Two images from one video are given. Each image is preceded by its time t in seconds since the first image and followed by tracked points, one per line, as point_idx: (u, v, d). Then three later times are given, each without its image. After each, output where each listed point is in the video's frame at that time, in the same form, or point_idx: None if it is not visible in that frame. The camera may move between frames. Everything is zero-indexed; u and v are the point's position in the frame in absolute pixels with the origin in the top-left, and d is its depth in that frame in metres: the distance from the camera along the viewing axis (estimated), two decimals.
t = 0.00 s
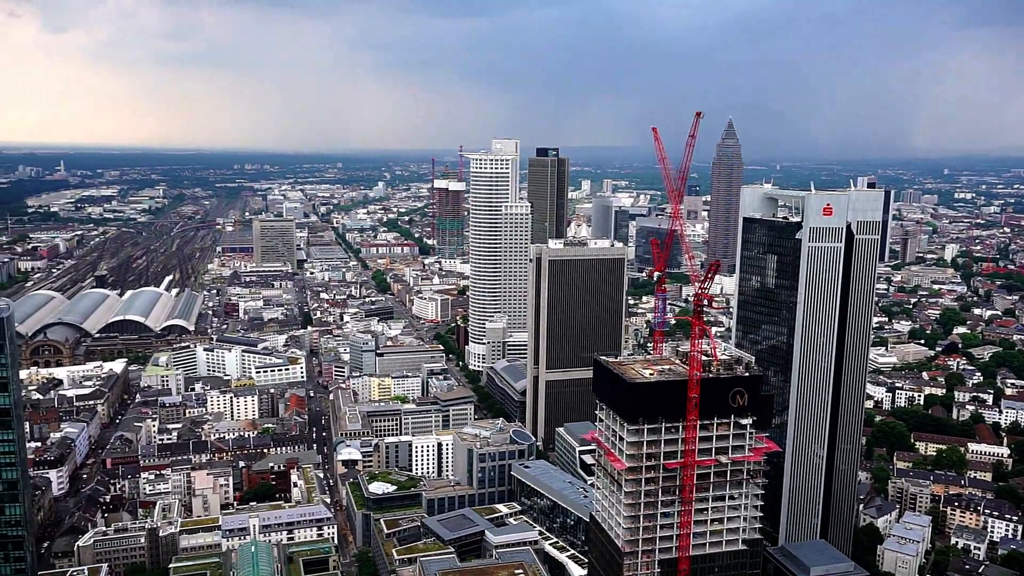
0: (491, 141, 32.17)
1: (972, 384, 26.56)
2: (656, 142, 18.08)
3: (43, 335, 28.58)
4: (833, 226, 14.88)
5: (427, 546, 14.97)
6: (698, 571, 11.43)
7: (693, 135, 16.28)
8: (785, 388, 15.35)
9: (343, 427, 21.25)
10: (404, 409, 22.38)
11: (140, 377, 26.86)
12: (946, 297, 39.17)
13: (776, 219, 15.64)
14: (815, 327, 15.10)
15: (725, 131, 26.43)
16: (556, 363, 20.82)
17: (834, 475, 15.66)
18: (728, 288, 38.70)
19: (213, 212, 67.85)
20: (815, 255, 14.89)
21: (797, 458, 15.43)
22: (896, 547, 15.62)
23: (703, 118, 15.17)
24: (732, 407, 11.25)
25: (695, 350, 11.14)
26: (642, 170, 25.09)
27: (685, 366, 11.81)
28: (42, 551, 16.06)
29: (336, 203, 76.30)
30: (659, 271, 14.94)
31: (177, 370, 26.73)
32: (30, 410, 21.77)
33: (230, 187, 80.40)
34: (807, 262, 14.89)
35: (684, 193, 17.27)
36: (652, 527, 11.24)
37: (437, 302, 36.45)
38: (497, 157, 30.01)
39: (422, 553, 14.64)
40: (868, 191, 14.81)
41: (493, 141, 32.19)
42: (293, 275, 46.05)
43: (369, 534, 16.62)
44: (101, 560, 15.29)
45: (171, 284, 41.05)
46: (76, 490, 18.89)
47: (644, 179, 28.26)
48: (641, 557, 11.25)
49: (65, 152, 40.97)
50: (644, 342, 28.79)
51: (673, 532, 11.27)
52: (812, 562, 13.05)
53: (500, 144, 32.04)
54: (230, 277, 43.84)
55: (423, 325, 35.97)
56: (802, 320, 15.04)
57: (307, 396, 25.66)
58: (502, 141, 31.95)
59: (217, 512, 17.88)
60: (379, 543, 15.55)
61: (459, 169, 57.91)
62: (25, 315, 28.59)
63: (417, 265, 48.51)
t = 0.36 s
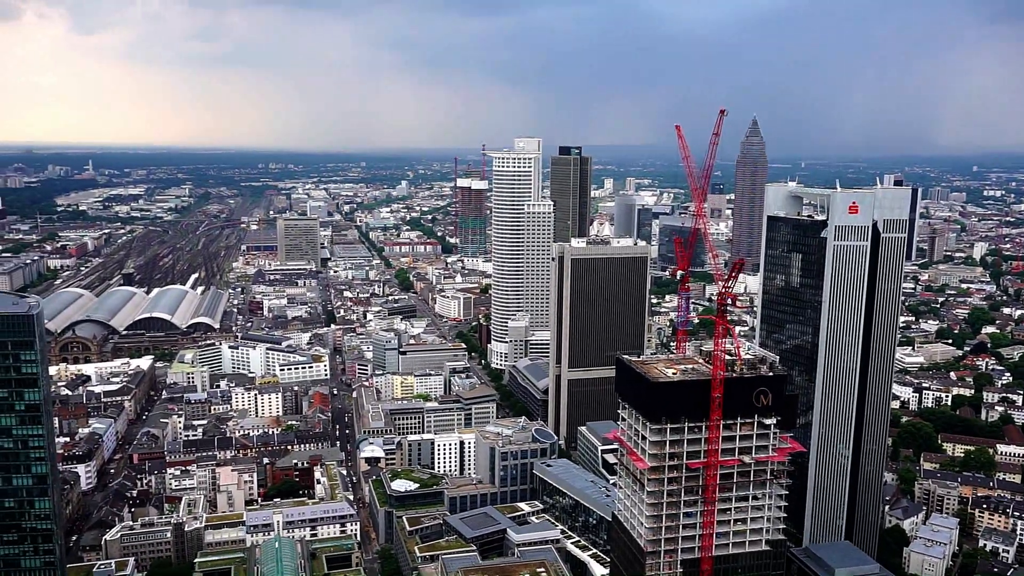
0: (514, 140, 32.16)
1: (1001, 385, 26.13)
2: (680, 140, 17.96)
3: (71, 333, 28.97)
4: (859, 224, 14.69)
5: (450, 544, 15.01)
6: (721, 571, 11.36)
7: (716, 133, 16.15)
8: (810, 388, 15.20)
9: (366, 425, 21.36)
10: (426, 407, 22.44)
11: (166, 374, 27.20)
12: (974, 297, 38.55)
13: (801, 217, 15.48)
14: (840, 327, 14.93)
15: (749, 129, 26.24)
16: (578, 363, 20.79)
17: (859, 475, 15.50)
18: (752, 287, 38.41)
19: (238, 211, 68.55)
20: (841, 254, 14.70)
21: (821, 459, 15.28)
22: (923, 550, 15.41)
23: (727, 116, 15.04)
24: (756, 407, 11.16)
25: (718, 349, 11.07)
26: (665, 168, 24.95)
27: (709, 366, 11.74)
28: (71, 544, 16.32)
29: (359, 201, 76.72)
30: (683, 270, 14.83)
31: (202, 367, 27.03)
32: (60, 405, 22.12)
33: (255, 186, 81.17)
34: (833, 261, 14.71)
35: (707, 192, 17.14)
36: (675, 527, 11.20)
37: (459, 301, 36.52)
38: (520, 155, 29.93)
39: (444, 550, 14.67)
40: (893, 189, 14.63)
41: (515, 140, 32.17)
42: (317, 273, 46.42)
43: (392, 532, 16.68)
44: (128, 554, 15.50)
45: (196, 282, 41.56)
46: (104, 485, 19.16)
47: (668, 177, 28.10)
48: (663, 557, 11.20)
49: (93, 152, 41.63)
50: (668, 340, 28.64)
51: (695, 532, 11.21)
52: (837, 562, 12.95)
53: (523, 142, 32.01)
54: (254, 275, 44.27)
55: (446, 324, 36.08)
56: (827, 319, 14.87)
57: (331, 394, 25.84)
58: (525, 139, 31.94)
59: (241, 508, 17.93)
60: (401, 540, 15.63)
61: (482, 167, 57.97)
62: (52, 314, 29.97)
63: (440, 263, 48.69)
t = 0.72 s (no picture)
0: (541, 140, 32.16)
1: None
2: (709, 139, 17.80)
3: (104, 329, 29.43)
4: (891, 225, 14.45)
5: (475, 543, 15.01)
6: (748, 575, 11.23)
7: (746, 132, 15.98)
8: (839, 391, 14.98)
9: (392, 423, 21.44)
10: (452, 406, 22.48)
11: (196, 371, 27.54)
12: (1009, 299, 37.82)
13: (831, 217, 15.28)
14: (871, 329, 14.71)
15: (779, 129, 25.95)
16: (605, 363, 20.70)
17: (890, 479, 15.24)
18: (781, 288, 38.00)
19: (268, 210, 69.29)
20: (872, 254, 14.47)
21: (851, 463, 15.05)
22: (954, 556, 15.13)
23: (757, 115, 14.89)
24: (784, 409, 11.01)
25: (746, 350, 10.95)
26: (693, 168, 24.76)
27: (736, 367, 11.61)
28: (102, 538, 16.58)
29: (386, 201, 77.17)
30: (711, 270, 14.69)
31: (231, 365, 27.30)
32: (92, 401, 22.50)
33: (284, 186, 81.94)
34: (864, 261, 14.48)
35: (736, 191, 16.97)
36: (701, 529, 11.09)
37: (486, 300, 36.56)
38: (547, 155, 30.16)
39: (469, 550, 14.67)
40: (926, 189, 14.37)
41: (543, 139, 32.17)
42: (344, 272, 46.71)
43: (417, 530, 16.72)
44: (157, 549, 15.69)
45: (226, 281, 42.06)
46: (134, 480, 19.42)
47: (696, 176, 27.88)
48: (689, 560, 11.11)
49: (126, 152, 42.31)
50: (695, 341, 28.42)
51: (722, 534, 11.09)
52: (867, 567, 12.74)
53: (550, 142, 31.98)
54: (283, 273, 44.64)
55: (472, 323, 36.13)
56: (858, 320, 14.64)
57: (358, 392, 26.00)
58: (552, 139, 31.94)
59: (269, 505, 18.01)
60: (427, 538, 15.69)
61: (509, 167, 57.94)
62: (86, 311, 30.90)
63: (467, 263, 48.75)
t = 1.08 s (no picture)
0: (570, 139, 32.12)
1: None
2: (739, 138, 17.63)
3: (138, 328, 29.92)
4: (926, 224, 14.21)
5: (502, 543, 15.02)
6: None
7: (776, 131, 15.80)
8: (872, 393, 14.75)
9: (421, 422, 21.53)
10: (481, 406, 22.53)
11: (227, 369, 27.91)
12: None
13: (864, 217, 15.07)
14: (905, 331, 14.46)
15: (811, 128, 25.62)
16: (633, 363, 20.59)
17: (925, 482, 14.99)
18: (812, 288, 37.54)
19: (298, 210, 69.96)
20: (905, 254, 14.24)
21: (884, 466, 14.81)
22: (991, 562, 14.82)
23: (788, 114, 14.70)
24: (815, 411, 10.87)
25: (776, 351, 10.83)
26: (723, 167, 24.53)
27: (766, 368, 11.48)
28: (136, 533, 16.86)
29: (415, 201, 77.53)
30: (741, 271, 14.55)
31: (262, 364, 27.61)
32: (127, 398, 22.90)
33: (314, 187, 82.62)
34: (897, 262, 14.25)
35: (767, 191, 16.79)
36: (730, 531, 10.99)
37: (514, 300, 36.57)
38: (576, 155, 30.24)
39: (497, 549, 14.69)
40: (963, 188, 14.10)
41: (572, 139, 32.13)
42: (374, 271, 46.99)
43: (445, 528, 16.77)
44: (190, 544, 15.91)
45: (257, 280, 42.56)
46: (167, 476, 19.73)
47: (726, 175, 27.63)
48: (718, 562, 11.02)
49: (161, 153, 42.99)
50: (725, 342, 28.18)
51: (751, 537, 10.99)
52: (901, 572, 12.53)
53: (579, 142, 31.93)
54: (313, 273, 45.01)
55: (501, 323, 36.17)
56: (891, 321, 14.41)
57: (386, 391, 26.16)
58: (581, 139, 31.88)
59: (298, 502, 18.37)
60: (455, 537, 15.71)
61: (538, 167, 57.87)
62: (121, 310, 31.52)
63: (495, 263, 48.77)
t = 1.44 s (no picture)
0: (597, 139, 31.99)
1: None
2: (768, 138, 17.43)
3: (168, 326, 30.33)
4: (959, 226, 13.96)
5: (527, 543, 15.01)
6: None
7: (806, 131, 15.62)
8: (903, 397, 14.51)
9: (446, 422, 21.60)
10: (506, 406, 22.54)
11: (255, 368, 28.21)
12: None
13: (895, 218, 14.84)
14: (937, 333, 14.23)
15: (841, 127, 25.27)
16: (659, 365, 20.49)
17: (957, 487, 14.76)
18: (842, 290, 37.07)
19: (326, 210, 70.47)
20: (938, 256, 14.01)
21: (915, 469, 14.58)
22: None
23: (818, 114, 14.51)
24: (845, 414, 10.73)
25: (805, 353, 10.70)
26: (751, 167, 24.27)
27: (794, 370, 11.35)
28: (165, 528, 17.10)
29: (441, 201, 77.74)
30: (769, 272, 14.39)
31: (290, 362, 27.86)
32: (157, 395, 23.23)
33: (341, 187, 83.17)
34: (929, 263, 14.02)
35: (796, 191, 16.60)
36: (757, 535, 10.88)
37: (539, 300, 36.53)
38: (602, 154, 29.69)
39: (521, 549, 14.69)
40: (998, 189, 13.84)
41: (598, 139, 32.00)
42: (400, 271, 47.17)
43: (470, 527, 16.79)
44: (218, 540, 16.09)
45: (285, 280, 42.95)
46: (196, 472, 19.98)
47: (755, 176, 27.35)
48: (744, 566, 10.92)
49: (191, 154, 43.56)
50: (752, 344, 27.93)
51: (778, 541, 10.88)
52: None
53: (606, 142, 31.81)
54: (339, 273, 45.29)
55: (526, 323, 36.16)
56: (923, 324, 14.18)
57: (412, 390, 26.27)
58: (608, 139, 31.75)
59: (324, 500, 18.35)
60: (479, 537, 15.73)
61: (564, 167, 57.73)
62: (153, 307, 32.06)
63: (521, 263, 48.75)
